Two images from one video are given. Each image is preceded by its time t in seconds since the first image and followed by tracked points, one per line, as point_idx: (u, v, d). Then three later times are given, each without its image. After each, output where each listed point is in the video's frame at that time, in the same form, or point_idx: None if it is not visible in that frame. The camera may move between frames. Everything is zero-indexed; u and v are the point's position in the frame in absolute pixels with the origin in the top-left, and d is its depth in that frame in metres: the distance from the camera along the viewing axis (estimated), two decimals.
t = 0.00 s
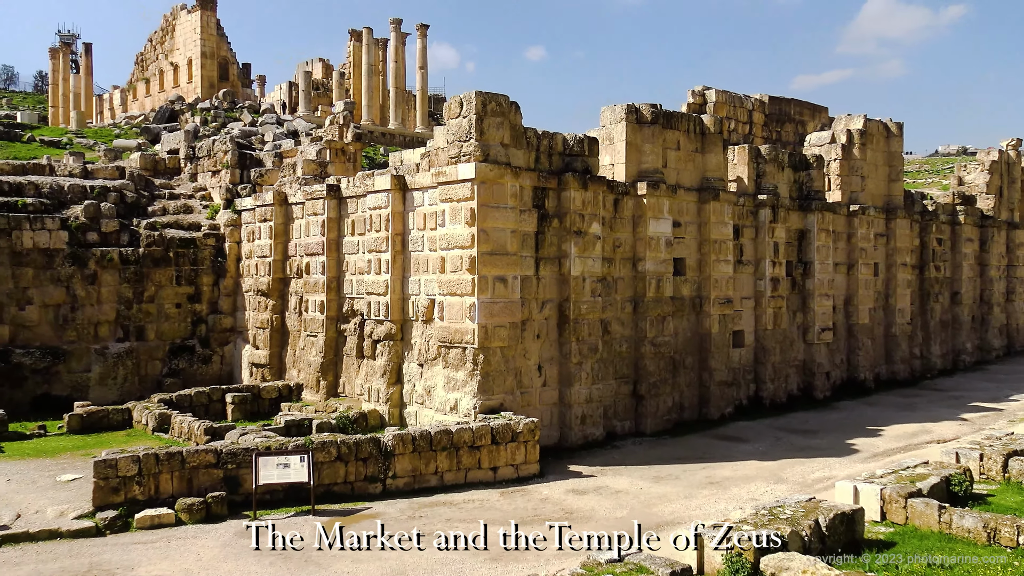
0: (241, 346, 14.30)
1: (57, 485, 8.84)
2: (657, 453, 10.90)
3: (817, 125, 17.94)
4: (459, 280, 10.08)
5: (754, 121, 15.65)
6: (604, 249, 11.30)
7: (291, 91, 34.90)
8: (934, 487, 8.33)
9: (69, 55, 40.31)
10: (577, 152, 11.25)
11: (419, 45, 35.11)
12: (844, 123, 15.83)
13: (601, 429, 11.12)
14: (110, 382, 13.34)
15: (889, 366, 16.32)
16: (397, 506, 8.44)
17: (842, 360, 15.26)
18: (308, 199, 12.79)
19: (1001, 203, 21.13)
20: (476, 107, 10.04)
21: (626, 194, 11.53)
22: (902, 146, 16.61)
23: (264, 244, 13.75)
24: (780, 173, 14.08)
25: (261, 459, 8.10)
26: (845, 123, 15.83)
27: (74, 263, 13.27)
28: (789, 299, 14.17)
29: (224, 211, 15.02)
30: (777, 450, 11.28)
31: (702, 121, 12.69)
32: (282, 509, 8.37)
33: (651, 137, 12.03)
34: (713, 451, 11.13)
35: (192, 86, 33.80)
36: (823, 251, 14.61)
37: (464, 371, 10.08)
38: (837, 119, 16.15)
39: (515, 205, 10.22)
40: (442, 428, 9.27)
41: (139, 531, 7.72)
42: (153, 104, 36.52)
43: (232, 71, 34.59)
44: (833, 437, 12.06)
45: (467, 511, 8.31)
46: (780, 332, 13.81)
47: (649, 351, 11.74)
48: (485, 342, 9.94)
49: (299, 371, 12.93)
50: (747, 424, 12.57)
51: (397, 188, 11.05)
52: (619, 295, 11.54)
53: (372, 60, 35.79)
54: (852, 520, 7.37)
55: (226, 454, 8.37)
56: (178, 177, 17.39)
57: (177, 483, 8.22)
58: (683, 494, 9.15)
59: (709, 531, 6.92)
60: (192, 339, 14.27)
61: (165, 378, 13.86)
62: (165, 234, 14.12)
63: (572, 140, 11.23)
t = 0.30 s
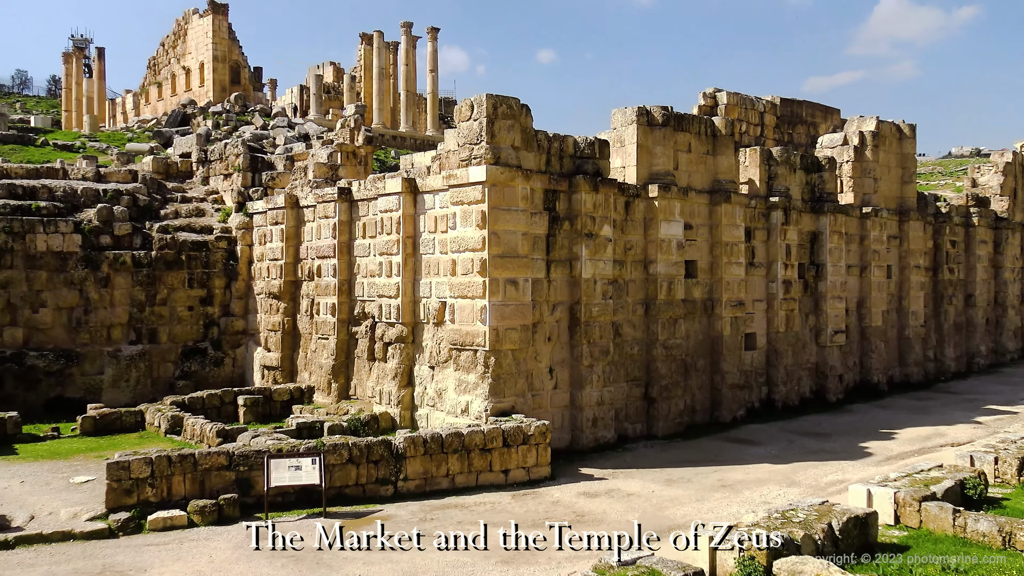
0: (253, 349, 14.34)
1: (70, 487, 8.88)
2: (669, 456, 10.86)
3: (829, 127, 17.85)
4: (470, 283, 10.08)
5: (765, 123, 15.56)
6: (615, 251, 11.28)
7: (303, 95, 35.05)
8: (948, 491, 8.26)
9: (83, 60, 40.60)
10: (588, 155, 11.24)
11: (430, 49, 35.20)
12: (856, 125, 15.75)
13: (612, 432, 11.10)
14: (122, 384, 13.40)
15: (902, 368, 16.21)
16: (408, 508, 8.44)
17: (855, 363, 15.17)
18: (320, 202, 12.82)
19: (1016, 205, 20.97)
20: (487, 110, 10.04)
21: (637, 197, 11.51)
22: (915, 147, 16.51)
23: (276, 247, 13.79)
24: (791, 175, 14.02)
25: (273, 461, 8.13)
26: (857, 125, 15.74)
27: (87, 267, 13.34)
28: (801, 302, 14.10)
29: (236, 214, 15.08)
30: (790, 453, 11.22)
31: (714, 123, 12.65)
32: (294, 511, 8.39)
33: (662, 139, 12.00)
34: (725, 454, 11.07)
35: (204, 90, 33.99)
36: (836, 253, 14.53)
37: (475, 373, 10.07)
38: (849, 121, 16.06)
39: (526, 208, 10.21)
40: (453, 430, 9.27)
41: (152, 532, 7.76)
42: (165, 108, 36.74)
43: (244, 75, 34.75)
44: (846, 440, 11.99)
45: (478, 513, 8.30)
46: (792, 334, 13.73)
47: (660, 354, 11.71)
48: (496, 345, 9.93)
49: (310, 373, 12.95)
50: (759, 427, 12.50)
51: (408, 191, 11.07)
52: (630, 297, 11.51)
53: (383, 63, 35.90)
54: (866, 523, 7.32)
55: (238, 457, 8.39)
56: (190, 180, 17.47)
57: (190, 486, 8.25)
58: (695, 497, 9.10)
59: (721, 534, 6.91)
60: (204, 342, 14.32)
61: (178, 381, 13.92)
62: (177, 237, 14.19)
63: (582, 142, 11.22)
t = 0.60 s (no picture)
0: (266, 352, 14.37)
1: (84, 490, 8.90)
2: (682, 460, 10.81)
3: (842, 129, 17.75)
4: (483, 286, 10.07)
5: (778, 126, 15.48)
6: (627, 254, 11.25)
7: (315, 99, 35.19)
8: (964, 495, 8.19)
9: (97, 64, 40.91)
10: (600, 158, 11.21)
11: (442, 53, 35.26)
12: (870, 127, 15.69)
13: (625, 436, 11.06)
14: (136, 387, 13.45)
15: (917, 372, 16.09)
16: (421, 512, 8.43)
17: (870, 366, 15.05)
18: (332, 205, 12.83)
19: None
20: (500, 113, 10.04)
21: (650, 200, 11.48)
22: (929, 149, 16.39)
23: (289, 251, 13.82)
24: (805, 178, 13.94)
25: (286, 464, 8.14)
26: (871, 127, 15.65)
27: (101, 270, 13.40)
28: (815, 305, 14.01)
29: (249, 218, 15.12)
30: (804, 457, 11.16)
31: (727, 126, 12.60)
32: (307, 515, 8.39)
33: (675, 142, 11.97)
34: (738, 458, 11.01)
35: (217, 94, 34.16)
36: (849, 256, 14.44)
37: (488, 377, 10.05)
38: (863, 123, 15.97)
39: (539, 211, 10.20)
40: (466, 434, 9.26)
41: (165, 535, 7.78)
42: (178, 112, 36.97)
43: (257, 79, 34.91)
44: (860, 444, 11.91)
45: (490, 517, 8.28)
46: (806, 338, 13.65)
47: (673, 358, 11.67)
48: (509, 348, 9.91)
49: (323, 376, 12.96)
50: (772, 431, 12.42)
51: (420, 195, 11.07)
52: (643, 301, 11.48)
53: (395, 67, 36.01)
54: (880, 528, 7.27)
55: (251, 460, 8.41)
56: (203, 184, 17.53)
57: (203, 489, 8.26)
58: (708, 501, 9.06)
59: (734, 538, 6.88)
60: (217, 345, 14.36)
61: (191, 384, 13.96)
62: (190, 241, 14.24)
63: (595, 145, 11.20)
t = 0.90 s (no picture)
0: (276, 356, 14.39)
1: (96, 492, 8.92)
2: (693, 463, 10.77)
3: (854, 131, 17.65)
4: (493, 289, 10.06)
5: (789, 129, 15.41)
6: (638, 257, 11.23)
7: (326, 103, 35.31)
8: (977, 499, 8.12)
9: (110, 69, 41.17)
10: (611, 161, 11.19)
11: (452, 56, 35.31)
12: (882, 130, 15.50)
13: (636, 439, 11.03)
14: (148, 391, 13.50)
15: (929, 375, 15.98)
16: (431, 515, 8.43)
17: (881, 370, 14.96)
18: (343, 209, 12.84)
19: None
20: (510, 116, 10.05)
21: (661, 203, 11.45)
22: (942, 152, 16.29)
23: (300, 254, 13.83)
24: (816, 181, 13.87)
25: (296, 468, 8.16)
26: (883, 130, 15.57)
27: (113, 274, 13.46)
28: (826, 308, 13.94)
29: (260, 221, 15.14)
30: (816, 460, 11.09)
31: (738, 129, 12.56)
32: (318, 518, 8.39)
33: (686, 145, 11.93)
34: (749, 461, 10.96)
35: (229, 98, 34.29)
36: (861, 259, 14.36)
37: (498, 380, 10.04)
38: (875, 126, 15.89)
39: (549, 214, 10.20)
40: (477, 437, 9.25)
41: (177, 538, 7.80)
42: (190, 116, 37.16)
43: (268, 83, 35.04)
44: (872, 447, 11.83)
45: (501, 520, 8.27)
46: (817, 341, 13.58)
47: (684, 361, 11.63)
48: (519, 352, 9.90)
49: (334, 380, 12.96)
50: (784, 434, 12.36)
51: (431, 198, 11.07)
52: (654, 304, 11.45)
53: (406, 71, 36.07)
54: (892, 531, 7.23)
55: (262, 463, 8.46)
56: (215, 188, 17.59)
57: (214, 492, 8.29)
58: (720, 505, 9.02)
59: (746, 542, 6.86)
60: (228, 349, 14.39)
61: (202, 387, 13.99)
62: (201, 244, 14.28)
63: (606, 149, 11.18)
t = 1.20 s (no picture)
0: (288, 359, 14.42)
1: (109, 495, 8.95)
2: (706, 468, 10.72)
3: (868, 135, 17.54)
4: (505, 293, 10.05)
5: (802, 132, 15.33)
6: (650, 261, 11.20)
7: (338, 107, 35.43)
8: (992, 505, 8.04)
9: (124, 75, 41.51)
10: (623, 165, 11.17)
11: (464, 61, 35.37)
12: (894, 133, 15.52)
13: (648, 443, 11.00)
14: (161, 394, 13.56)
15: (944, 380, 15.86)
16: (443, 518, 8.42)
17: (895, 374, 14.85)
18: (355, 213, 12.87)
19: None
20: (522, 120, 10.05)
21: (672, 207, 11.43)
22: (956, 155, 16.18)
23: (312, 258, 13.86)
24: (829, 184, 13.79)
25: (308, 471, 8.19)
26: (896, 134, 15.49)
27: (126, 278, 13.54)
28: (839, 312, 13.85)
29: (272, 225, 15.18)
30: (829, 465, 11.02)
31: (750, 132, 12.51)
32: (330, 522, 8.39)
33: (698, 148, 11.90)
34: (762, 466, 10.90)
35: (241, 103, 34.48)
36: (875, 263, 14.27)
37: (510, 384, 10.03)
38: (888, 129, 15.80)
39: (561, 218, 10.19)
40: (489, 441, 9.24)
41: (189, 541, 7.83)
42: (203, 121, 37.36)
43: (280, 88, 35.18)
44: (886, 452, 11.74)
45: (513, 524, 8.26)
46: (830, 345, 13.49)
47: (696, 365, 11.58)
48: (531, 356, 9.89)
49: (346, 384, 12.97)
50: (797, 439, 12.28)
51: (443, 202, 11.07)
52: (666, 308, 11.41)
53: (417, 75, 36.16)
54: (906, 536, 7.17)
55: (274, 466, 8.47)
56: (227, 192, 17.65)
57: (226, 495, 8.33)
58: (732, 510, 8.97)
59: (760, 548, 6.88)
60: (240, 352, 14.43)
61: (215, 391, 14.04)
62: (214, 249, 14.33)
63: (617, 153, 11.16)
